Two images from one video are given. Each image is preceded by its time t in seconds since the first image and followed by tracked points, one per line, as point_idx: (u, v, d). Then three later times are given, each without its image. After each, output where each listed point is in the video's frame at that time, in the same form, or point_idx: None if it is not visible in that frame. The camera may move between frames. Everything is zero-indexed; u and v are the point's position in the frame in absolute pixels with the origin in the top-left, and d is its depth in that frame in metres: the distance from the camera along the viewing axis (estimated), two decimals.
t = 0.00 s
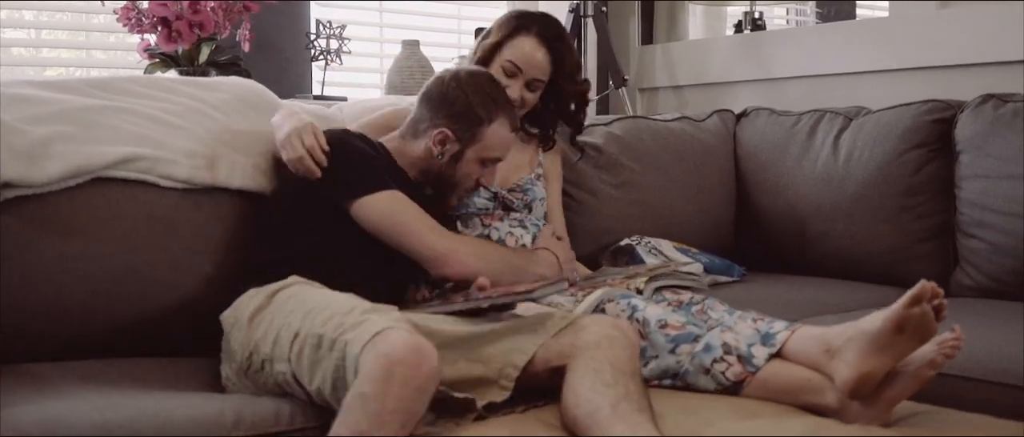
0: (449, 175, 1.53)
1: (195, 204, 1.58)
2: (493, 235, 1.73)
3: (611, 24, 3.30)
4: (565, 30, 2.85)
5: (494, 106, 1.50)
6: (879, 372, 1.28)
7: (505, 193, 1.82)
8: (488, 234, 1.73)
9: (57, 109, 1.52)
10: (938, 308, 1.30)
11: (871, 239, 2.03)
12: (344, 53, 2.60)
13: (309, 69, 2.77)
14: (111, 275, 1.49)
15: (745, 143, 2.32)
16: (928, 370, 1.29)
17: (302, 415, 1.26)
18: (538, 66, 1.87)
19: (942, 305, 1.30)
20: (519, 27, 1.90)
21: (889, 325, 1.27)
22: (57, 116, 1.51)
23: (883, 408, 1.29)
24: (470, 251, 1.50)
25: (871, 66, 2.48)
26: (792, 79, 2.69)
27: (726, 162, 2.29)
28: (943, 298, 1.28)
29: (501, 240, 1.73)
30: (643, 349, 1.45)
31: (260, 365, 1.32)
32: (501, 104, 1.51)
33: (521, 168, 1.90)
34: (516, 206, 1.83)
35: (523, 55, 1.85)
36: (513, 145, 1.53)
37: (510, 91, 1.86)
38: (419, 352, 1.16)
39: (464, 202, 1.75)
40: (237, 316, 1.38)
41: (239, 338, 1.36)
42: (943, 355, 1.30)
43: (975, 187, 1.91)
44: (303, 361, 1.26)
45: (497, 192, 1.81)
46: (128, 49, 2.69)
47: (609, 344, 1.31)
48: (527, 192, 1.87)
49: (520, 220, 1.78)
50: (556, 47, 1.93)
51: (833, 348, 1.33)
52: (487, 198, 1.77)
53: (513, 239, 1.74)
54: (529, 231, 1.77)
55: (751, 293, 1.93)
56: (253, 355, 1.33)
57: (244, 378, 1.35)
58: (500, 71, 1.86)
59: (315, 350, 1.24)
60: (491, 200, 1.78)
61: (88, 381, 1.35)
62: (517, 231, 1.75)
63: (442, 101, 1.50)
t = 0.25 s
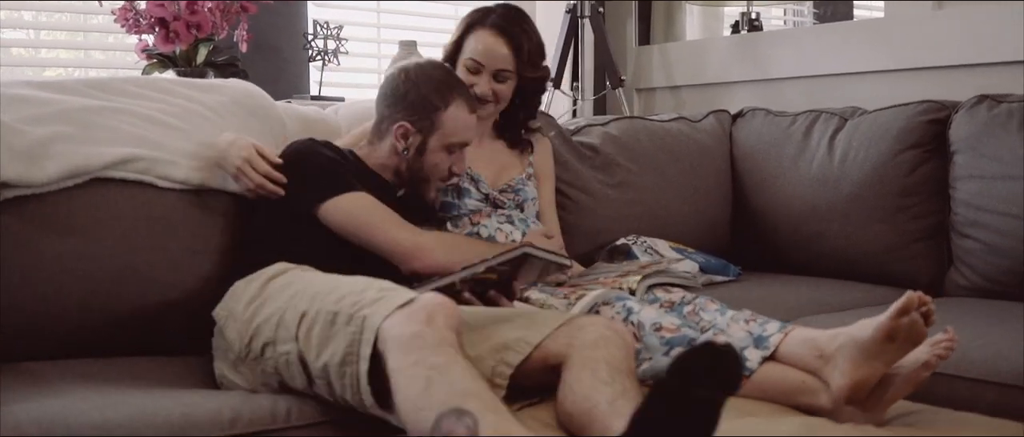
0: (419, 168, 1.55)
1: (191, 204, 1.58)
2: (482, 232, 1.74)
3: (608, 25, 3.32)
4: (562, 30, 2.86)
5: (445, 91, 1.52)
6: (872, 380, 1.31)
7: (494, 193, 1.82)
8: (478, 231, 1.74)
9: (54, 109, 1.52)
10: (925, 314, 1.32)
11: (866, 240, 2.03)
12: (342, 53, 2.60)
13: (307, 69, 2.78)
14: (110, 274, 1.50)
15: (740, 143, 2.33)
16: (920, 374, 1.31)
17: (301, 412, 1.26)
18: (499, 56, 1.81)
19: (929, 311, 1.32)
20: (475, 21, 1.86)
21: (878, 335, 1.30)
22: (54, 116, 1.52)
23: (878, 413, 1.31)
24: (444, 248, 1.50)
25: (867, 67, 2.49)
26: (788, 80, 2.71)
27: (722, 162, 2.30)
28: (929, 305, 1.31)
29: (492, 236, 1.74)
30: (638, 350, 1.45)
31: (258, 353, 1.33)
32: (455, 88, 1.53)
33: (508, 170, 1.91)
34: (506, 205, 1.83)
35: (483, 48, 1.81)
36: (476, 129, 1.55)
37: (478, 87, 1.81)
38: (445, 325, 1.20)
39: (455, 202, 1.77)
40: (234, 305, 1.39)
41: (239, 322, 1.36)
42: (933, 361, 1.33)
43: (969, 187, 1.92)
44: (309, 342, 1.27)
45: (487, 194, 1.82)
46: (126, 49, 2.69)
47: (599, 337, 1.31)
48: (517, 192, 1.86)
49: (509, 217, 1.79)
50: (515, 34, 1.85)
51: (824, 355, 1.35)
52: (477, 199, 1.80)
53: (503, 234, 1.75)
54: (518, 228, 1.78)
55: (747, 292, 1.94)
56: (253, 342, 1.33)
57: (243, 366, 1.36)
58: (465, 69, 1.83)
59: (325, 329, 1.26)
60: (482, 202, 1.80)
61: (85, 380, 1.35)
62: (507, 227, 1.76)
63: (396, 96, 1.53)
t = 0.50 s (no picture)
0: (393, 170, 1.56)
1: (190, 205, 1.59)
2: (474, 238, 1.76)
3: (606, 25, 3.33)
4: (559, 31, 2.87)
5: (403, 91, 1.54)
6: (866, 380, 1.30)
7: (488, 198, 1.83)
8: (470, 237, 1.77)
9: (54, 111, 1.53)
10: (920, 315, 1.32)
11: (863, 241, 2.04)
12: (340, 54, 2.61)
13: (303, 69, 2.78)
14: (108, 274, 1.50)
15: (737, 145, 2.33)
16: (915, 374, 1.31)
17: (297, 412, 1.26)
18: (497, 78, 1.78)
19: (925, 312, 1.32)
20: (476, 38, 1.82)
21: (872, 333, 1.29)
22: (54, 118, 1.52)
23: (873, 412, 1.29)
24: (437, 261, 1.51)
25: (864, 68, 2.50)
26: (786, 80, 2.72)
27: (719, 163, 2.31)
28: (924, 305, 1.30)
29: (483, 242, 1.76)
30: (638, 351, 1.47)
31: (257, 360, 1.34)
32: (413, 87, 1.55)
33: (503, 175, 1.91)
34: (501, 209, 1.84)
35: (480, 67, 1.77)
36: (440, 123, 1.55)
37: (475, 106, 1.80)
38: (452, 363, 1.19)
39: (450, 206, 1.78)
40: (243, 306, 1.40)
41: (243, 327, 1.37)
42: (928, 364, 1.32)
43: (964, 189, 1.93)
44: (305, 365, 1.27)
45: (484, 197, 1.83)
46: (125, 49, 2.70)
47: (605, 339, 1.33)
48: (513, 196, 1.87)
49: (501, 221, 1.82)
50: (518, 54, 1.81)
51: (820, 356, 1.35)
52: (472, 202, 1.81)
53: (494, 239, 1.77)
54: (508, 230, 1.80)
55: (743, 293, 1.95)
56: (255, 347, 1.35)
57: (240, 366, 1.38)
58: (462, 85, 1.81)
59: (329, 355, 1.25)
60: (478, 205, 1.82)
61: (85, 379, 1.36)
62: (498, 231, 1.78)
63: (362, 103, 1.58)
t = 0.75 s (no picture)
0: (368, 157, 1.59)
1: (188, 206, 1.60)
2: (470, 240, 1.76)
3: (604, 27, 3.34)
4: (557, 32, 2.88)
5: (374, 76, 1.59)
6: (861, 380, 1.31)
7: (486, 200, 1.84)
8: (466, 239, 1.76)
9: (53, 112, 1.53)
10: (916, 316, 1.33)
11: (859, 242, 2.05)
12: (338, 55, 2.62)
13: (302, 70, 2.79)
14: (107, 275, 1.51)
15: (734, 146, 2.34)
16: (911, 376, 1.32)
17: (295, 412, 1.27)
18: (496, 86, 1.78)
19: (920, 313, 1.33)
20: (482, 46, 1.84)
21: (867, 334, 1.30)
22: (53, 119, 1.53)
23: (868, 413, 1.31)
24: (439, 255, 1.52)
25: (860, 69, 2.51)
26: (782, 82, 2.73)
27: (716, 164, 2.31)
28: (919, 306, 1.31)
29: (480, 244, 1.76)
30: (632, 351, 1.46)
31: (271, 348, 1.35)
32: (386, 74, 1.59)
33: (500, 176, 1.93)
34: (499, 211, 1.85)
35: (480, 73, 1.78)
36: (406, 108, 1.56)
37: (472, 112, 1.80)
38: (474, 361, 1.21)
39: (447, 207, 1.79)
40: (260, 293, 1.39)
41: (260, 313, 1.37)
42: (924, 364, 1.32)
43: (960, 190, 1.93)
44: (323, 356, 1.28)
45: (481, 199, 1.84)
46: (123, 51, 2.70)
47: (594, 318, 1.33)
48: (511, 198, 1.89)
49: (497, 223, 1.82)
50: (522, 65, 1.82)
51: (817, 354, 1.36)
52: (469, 203, 1.80)
53: (491, 240, 1.77)
54: (504, 231, 1.81)
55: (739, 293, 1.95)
56: (270, 336, 1.35)
57: (252, 351, 1.38)
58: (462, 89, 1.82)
59: (353, 350, 1.26)
60: (475, 206, 1.81)
61: (83, 379, 1.36)
62: (495, 233, 1.78)
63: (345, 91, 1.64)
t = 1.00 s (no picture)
0: (369, 154, 1.61)
1: (187, 207, 1.60)
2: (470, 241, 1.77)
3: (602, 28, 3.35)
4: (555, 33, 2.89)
5: (381, 74, 1.62)
6: (856, 380, 1.32)
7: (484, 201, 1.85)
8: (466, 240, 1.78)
9: (52, 113, 1.54)
10: (911, 316, 1.33)
11: (855, 242, 2.05)
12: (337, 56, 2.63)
13: (301, 71, 2.80)
14: (106, 275, 1.52)
15: (731, 146, 2.35)
16: (905, 376, 1.33)
17: (293, 413, 1.27)
18: (496, 93, 1.82)
19: (915, 313, 1.33)
20: (486, 54, 1.86)
21: (863, 334, 1.30)
22: (52, 120, 1.53)
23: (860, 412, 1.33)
24: (413, 242, 1.48)
25: (857, 70, 2.52)
26: (779, 83, 2.74)
27: (713, 165, 2.32)
28: (915, 306, 1.32)
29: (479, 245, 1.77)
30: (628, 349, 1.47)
31: (268, 351, 1.35)
32: (392, 73, 1.62)
33: (498, 178, 1.93)
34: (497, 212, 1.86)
35: (481, 78, 1.81)
36: (407, 104, 1.59)
37: (469, 115, 1.82)
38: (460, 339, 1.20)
39: (445, 208, 1.80)
40: (256, 298, 1.41)
41: (257, 317, 1.38)
42: (918, 363, 1.33)
43: (956, 191, 1.94)
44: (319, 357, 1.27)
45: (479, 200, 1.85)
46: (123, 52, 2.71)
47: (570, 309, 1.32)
48: (509, 199, 1.89)
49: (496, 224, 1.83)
50: (522, 74, 1.85)
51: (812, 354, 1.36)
52: (467, 204, 1.82)
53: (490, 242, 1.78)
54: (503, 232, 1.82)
55: (736, 293, 1.96)
56: (267, 339, 1.36)
57: (249, 355, 1.39)
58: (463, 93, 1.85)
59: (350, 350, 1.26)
60: (473, 208, 1.83)
61: (83, 380, 1.37)
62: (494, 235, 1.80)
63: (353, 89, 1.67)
